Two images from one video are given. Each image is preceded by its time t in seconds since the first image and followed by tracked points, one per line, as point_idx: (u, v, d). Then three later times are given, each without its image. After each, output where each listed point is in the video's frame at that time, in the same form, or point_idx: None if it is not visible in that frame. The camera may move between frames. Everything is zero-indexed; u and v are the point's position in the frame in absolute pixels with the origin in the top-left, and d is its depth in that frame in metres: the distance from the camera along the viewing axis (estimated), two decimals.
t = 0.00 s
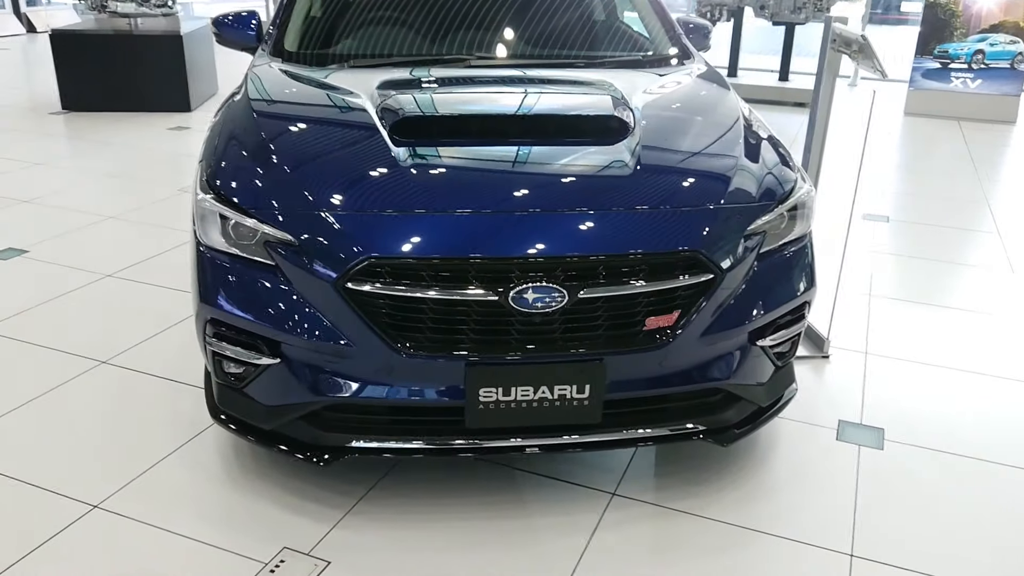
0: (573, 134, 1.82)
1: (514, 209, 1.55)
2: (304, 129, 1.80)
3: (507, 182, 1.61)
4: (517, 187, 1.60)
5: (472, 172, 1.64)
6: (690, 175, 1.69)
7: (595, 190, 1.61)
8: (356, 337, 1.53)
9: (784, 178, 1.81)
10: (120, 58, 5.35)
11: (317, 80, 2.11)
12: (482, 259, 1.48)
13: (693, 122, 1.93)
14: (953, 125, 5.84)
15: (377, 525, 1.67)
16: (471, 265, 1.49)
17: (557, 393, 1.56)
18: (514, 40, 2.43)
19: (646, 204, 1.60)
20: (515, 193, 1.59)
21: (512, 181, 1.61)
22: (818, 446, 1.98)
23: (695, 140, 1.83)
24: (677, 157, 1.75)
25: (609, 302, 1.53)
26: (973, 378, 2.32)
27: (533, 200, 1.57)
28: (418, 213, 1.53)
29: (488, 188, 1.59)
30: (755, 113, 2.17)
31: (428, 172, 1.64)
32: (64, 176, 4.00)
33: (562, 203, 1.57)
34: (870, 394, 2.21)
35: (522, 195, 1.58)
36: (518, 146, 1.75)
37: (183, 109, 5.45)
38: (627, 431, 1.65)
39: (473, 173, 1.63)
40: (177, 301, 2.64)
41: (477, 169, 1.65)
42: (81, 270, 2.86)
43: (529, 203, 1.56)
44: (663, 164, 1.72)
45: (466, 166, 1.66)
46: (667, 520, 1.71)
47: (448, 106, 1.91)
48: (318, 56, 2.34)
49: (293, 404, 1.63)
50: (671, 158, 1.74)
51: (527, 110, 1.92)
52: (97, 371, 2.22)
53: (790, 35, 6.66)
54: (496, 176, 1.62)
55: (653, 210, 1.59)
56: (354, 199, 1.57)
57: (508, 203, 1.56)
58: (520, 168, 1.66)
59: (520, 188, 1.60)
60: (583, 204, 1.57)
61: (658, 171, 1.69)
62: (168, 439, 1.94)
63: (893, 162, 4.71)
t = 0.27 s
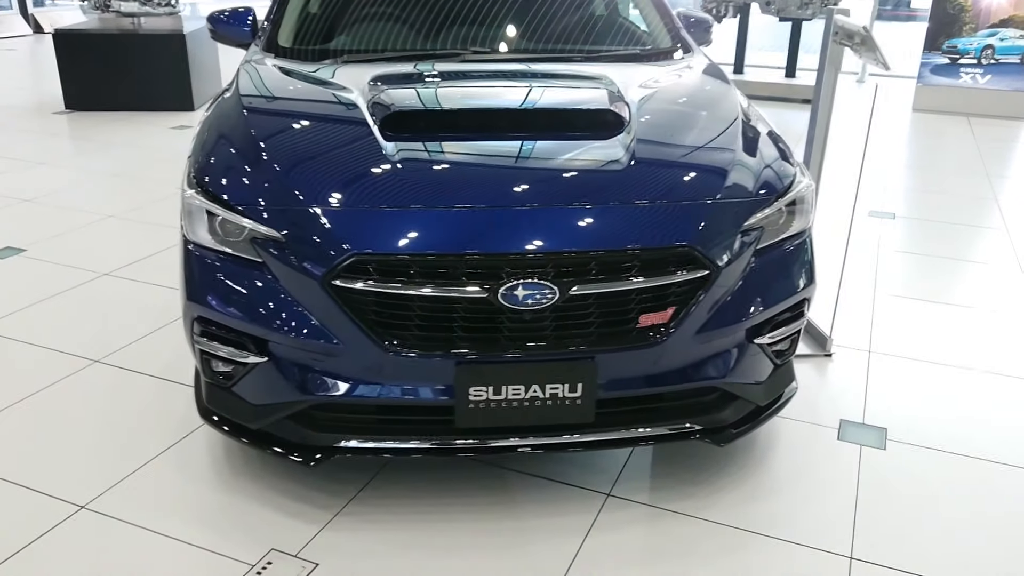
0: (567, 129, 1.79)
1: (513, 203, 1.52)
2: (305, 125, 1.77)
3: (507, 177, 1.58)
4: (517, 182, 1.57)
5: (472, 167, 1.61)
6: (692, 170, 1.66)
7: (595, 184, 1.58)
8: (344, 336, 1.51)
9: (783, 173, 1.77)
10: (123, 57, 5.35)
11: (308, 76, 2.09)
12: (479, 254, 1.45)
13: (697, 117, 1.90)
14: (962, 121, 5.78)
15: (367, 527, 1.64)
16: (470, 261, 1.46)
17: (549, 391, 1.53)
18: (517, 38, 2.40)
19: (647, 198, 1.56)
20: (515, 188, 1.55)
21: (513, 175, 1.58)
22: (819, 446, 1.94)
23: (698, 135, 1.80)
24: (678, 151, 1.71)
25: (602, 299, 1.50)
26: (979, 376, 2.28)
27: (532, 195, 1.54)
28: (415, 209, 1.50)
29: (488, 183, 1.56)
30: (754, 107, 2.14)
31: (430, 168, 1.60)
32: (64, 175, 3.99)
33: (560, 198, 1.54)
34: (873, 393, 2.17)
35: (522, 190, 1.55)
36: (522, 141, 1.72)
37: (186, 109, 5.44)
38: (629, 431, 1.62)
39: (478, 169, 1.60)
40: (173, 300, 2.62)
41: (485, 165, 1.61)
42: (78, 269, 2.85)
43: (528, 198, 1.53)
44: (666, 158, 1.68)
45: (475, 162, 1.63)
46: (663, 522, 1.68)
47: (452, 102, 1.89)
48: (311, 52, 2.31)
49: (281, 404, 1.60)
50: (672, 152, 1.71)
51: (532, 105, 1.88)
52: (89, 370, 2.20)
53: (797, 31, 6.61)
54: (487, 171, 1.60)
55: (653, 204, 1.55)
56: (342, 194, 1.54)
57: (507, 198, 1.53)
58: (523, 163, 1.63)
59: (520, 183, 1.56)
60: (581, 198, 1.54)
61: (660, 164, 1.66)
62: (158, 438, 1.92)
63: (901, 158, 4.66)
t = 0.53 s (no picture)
0: (571, 125, 1.77)
1: (517, 200, 1.50)
2: (314, 123, 1.76)
3: (513, 174, 1.56)
4: (523, 178, 1.55)
5: (478, 164, 1.59)
6: (699, 166, 1.64)
7: (601, 181, 1.56)
8: (344, 333, 1.49)
9: (789, 169, 1.75)
10: (132, 57, 5.37)
11: (310, 74, 2.09)
12: (484, 251, 1.44)
13: (706, 113, 1.88)
14: (975, 118, 5.72)
15: (369, 526, 1.63)
16: (475, 258, 1.44)
17: (551, 390, 1.52)
18: (525, 35, 2.38)
19: (653, 194, 1.54)
20: (521, 185, 1.54)
21: (519, 172, 1.56)
22: (826, 445, 1.91)
23: (707, 131, 1.78)
24: (687, 147, 1.69)
25: (604, 296, 1.48)
26: (991, 375, 2.24)
27: (538, 191, 1.52)
28: (419, 206, 1.49)
29: (495, 180, 1.55)
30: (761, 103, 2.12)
31: (438, 166, 1.59)
32: (72, 174, 4.00)
33: (565, 194, 1.52)
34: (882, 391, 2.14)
35: (529, 186, 1.53)
36: (530, 137, 1.71)
37: (195, 108, 5.45)
38: (635, 429, 1.60)
39: (484, 165, 1.59)
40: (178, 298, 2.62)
41: (491, 162, 1.60)
42: (84, 268, 2.85)
43: (534, 195, 1.52)
44: (674, 154, 1.66)
45: (483, 160, 1.61)
46: (668, 522, 1.66)
47: (461, 98, 1.87)
48: (315, 48, 2.31)
49: (281, 403, 1.59)
50: (681, 149, 1.69)
51: (540, 101, 1.87)
52: (93, 368, 2.20)
53: (808, 28, 6.56)
54: (489, 167, 1.58)
55: (659, 200, 1.54)
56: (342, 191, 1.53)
57: (512, 194, 1.52)
58: (530, 160, 1.61)
59: (526, 179, 1.55)
60: (586, 194, 1.52)
61: (667, 161, 1.64)
62: (161, 437, 1.91)
63: (913, 155, 4.61)
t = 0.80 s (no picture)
0: (578, 120, 1.76)
1: (527, 195, 1.50)
2: (325, 120, 1.76)
3: (523, 169, 1.56)
4: (533, 174, 1.55)
5: (487, 160, 1.59)
6: (709, 161, 1.63)
7: (610, 176, 1.55)
8: (350, 329, 1.49)
9: (800, 164, 1.74)
10: (144, 57, 5.39)
11: (318, 71, 2.09)
12: (493, 246, 1.43)
13: (717, 109, 1.87)
14: (989, 115, 5.67)
15: (376, 521, 1.63)
16: (485, 252, 1.44)
17: (559, 385, 1.51)
18: (536, 32, 2.37)
19: (662, 188, 1.54)
20: (531, 180, 1.53)
21: (529, 168, 1.56)
22: (837, 442, 1.90)
23: (717, 127, 1.77)
24: (697, 142, 1.68)
25: (612, 291, 1.47)
26: (1004, 372, 2.22)
27: (547, 186, 1.52)
28: (428, 200, 1.49)
29: (505, 175, 1.54)
30: (771, 98, 2.10)
31: (448, 161, 1.59)
32: (84, 173, 4.02)
33: (575, 189, 1.52)
34: (893, 389, 2.13)
35: (538, 182, 1.53)
36: (542, 132, 1.70)
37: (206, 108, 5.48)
38: (646, 425, 1.59)
39: (494, 161, 1.59)
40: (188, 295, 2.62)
41: (501, 157, 1.60)
42: (95, 265, 2.86)
43: (543, 190, 1.51)
44: (684, 149, 1.66)
45: (494, 155, 1.61)
46: (676, 519, 1.65)
47: (472, 94, 1.87)
48: (323, 45, 2.31)
49: (289, 398, 1.59)
50: (691, 143, 1.68)
51: (551, 96, 1.86)
52: (104, 365, 2.21)
53: (820, 25, 6.52)
54: (497, 163, 1.58)
55: (669, 194, 1.53)
56: (350, 186, 1.53)
57: (521, 189, 1.51)
58: (540, 155, 1.61)
59: (536, 174, 1.54)
60: (595, 189, 1.52)
61: (678, 156, 1.63)
62: (170, 433, 1.92)
63: (926, 152, 4.57)
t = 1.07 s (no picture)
0: (582, 118, 1.76)
1: (531, 192, 1.50)
2: (334, 118, 1.76)
3: (528, 167, 1.56)
4: (539, 171, 1.55)
5: (493, 157, 1.59)
6: (715, 159, 1.63)
7: (616, 173, 1.55)
8: (352, 325, 1.49)
9: (805, 162, 1.74)
10: (153, 56, 5.42)
11: (322, 68, 2.10)
12: (497, 244, 1.43)
13: (724, 107, 1.86)
14: (1000, 114, 5.63)
15: (377, 518, 1.63)
16: (489, 250, 1.44)
17: (560, 382, 1.51)
18: (543, 31, 2.36)
19: (668, 186, 1.53)
20: (536, 177, 1.53)
21: (535, 165, 1.56)
22: (841, 442, 1.89)
23: (724, 124, 1.77)
24: (704, 140, 1.68)
25: (614, 288, 1.47)
26: (1012, 373, 2.20)
27: (553, 184, 1.52)
28: (432, 197, 1.49)
29: (511, 172, 1.54)
30: (776, 96, 2.10)
31: (455, 159, 1.59)
32: (93, 171, 4.04)
33: (580, 187, 1.51)
34: (899, 388, 2.11)
35: (543, 179, 1.53)
36: (549, 130, 1.70)
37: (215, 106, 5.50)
38: (650, 423, 1.59)
39: (499, 158, 1.59)
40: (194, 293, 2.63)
41: (506, 155, 1.60)
42: (102, 262, 2.88)
43: (548, 187, 1.51)
44: (690, 146, 1.65)
45: (500, 152, 1.61)
46: (678, 518, 1.65)
47: (479, 91, 1.87)
48: (329, 43, 2.31)
49: (291, 394, 1.60)
50: (697, 141, 1.67)
51: (559, 94, 1.86)
52: (109, 361, 2.22)
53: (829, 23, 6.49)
54: (500, 160, 1.58)
55: (675, 191, 1.52)
56: (354, 183, 1.53)
57: (527, 187, 1.51)
58: (547, 153, 1.61)
59: (541, 172, 1.54)
60: (600, 186, 1.52)
61: (683, 154, 1.63)
62: (174, 429, 1.92)
63: (936, 151, 4.54)
